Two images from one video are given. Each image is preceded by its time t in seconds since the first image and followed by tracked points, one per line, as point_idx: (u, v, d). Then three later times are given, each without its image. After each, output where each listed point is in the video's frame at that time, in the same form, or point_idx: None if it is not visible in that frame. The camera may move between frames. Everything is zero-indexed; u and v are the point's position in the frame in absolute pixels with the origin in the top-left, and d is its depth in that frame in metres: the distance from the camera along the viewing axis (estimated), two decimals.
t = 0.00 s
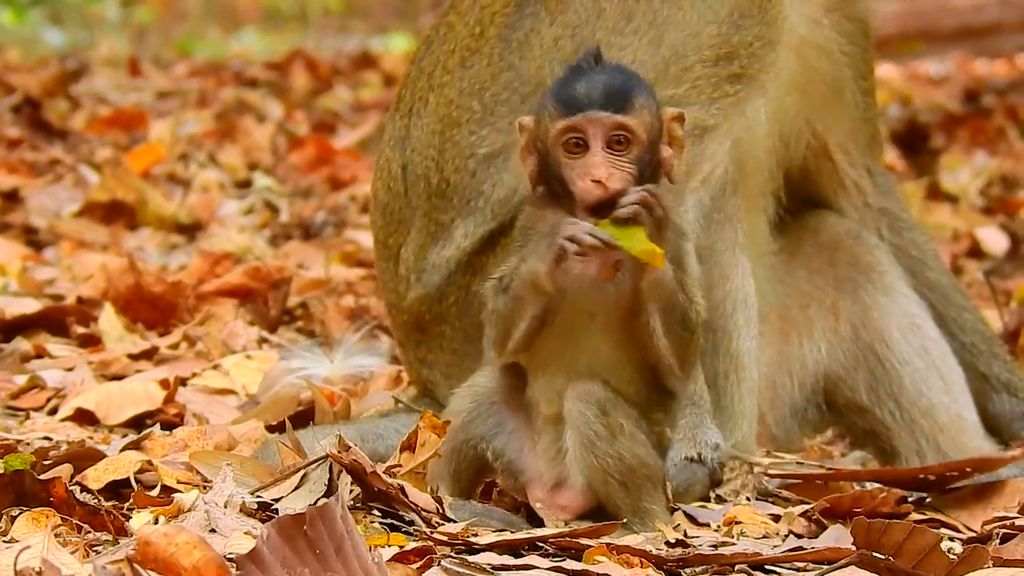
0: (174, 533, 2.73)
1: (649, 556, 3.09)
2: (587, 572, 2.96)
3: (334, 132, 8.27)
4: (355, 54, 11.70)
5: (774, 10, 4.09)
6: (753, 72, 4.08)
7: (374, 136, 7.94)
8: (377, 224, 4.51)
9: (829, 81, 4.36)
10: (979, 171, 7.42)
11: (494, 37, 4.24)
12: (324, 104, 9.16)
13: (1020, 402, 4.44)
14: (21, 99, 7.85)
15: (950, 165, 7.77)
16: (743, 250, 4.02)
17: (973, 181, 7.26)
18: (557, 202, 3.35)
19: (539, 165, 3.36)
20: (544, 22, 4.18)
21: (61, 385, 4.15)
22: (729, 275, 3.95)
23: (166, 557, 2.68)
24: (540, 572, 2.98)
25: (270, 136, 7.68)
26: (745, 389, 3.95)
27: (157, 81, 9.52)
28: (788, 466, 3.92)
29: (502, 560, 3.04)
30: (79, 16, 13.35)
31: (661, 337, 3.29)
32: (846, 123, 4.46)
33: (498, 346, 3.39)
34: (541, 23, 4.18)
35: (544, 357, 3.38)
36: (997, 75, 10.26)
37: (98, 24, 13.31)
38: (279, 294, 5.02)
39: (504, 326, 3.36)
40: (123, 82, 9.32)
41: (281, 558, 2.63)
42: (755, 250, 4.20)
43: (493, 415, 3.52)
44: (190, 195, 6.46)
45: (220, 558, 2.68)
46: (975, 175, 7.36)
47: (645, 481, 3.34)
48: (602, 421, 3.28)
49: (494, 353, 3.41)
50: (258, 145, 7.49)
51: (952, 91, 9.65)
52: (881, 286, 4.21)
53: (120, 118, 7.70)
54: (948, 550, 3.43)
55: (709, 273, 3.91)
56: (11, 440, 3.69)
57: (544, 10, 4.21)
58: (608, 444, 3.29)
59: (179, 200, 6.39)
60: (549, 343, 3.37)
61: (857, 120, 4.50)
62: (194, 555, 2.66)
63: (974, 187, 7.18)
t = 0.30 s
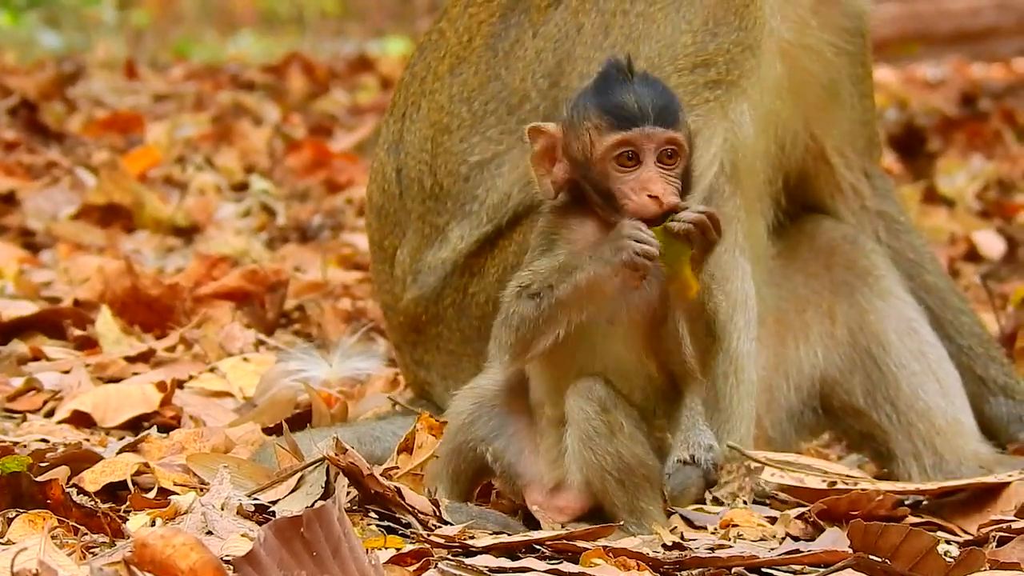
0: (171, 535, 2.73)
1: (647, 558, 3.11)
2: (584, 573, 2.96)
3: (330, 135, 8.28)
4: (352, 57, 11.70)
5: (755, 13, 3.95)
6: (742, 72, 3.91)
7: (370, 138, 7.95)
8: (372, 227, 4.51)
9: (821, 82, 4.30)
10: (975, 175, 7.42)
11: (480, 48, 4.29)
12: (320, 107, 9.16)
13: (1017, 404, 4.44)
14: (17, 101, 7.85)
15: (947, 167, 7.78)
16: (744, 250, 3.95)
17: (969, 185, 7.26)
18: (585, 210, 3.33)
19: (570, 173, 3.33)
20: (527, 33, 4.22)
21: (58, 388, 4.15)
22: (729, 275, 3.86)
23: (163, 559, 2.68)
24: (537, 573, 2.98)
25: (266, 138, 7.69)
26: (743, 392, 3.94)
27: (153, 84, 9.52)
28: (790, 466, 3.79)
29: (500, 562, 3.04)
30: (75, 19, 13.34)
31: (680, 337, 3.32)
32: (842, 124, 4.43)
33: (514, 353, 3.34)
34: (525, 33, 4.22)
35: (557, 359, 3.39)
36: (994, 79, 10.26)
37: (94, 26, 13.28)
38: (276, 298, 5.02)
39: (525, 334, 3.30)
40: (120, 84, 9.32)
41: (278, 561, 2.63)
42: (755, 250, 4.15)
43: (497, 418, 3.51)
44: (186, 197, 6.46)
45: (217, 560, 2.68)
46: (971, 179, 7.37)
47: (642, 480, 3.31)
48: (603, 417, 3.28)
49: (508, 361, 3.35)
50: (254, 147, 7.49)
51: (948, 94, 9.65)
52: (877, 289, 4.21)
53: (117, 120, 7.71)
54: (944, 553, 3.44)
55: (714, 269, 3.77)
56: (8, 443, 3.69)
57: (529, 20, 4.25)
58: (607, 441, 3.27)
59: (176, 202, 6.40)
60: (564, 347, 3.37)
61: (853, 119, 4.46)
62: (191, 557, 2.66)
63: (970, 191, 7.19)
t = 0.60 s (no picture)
0: (168, 537, 2.73)
1: (644, 561, 3.11)
2: None
3: (328, 138, 8.28)
4: (350, 61, 11.71)
5: (738, 17, 3.96)
6: (727, 76, 3.93)
7: (368, 141, 7.95)
8: (368, 230, 4.51)
9: (812, 86, 4.29)
10: (973, 179, 7.43)
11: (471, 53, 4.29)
12: (318, 110, 9.16)
13: (1014, 408, 4.44)
14: (15, 104, 7.85)
15: (945, 171, 7.77)
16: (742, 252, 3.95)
17: (968, 189, 7.26)
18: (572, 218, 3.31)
19: (555, 180, 3.30)
20: (515, 39, 4.21)
21: (56, 390, 4.15)
22: (728, 277, 3.88)
23: (159, 561, 2.68)
24: None
25: (264, 141, 7.69)
26: (742, 394, 3.96)
27: (152, 86, 9.52)
28: (786, 469, 3.77)
29: (496, 565, 3.04)
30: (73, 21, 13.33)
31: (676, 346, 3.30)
32: (838, 128, 4.41)
33: (495, 355, 3.37)
34: (513, 38, 4.22)
35: (553, 363, 3.37)
36: (992, 83, 10.26)
37: (92, 28, 13.27)
38: (274, 300, 5.02)
39: (503, 334, 3.35)
40: (118, 86, 9.33)
41: (274, 562, 2.63)
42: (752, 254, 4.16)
43: (494, 420, 3.53)
44: (184, 201, 6.46)
45: (214, 562, 2.67)
46: (969, 183, 7.37)
47: (640, 483, 3.30)
48: (601, 418, 3.27)
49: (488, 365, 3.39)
50: (252, 150, 7.50)
51: (946, 98, 9.65)
52: (874, 294, 4.20)
53: (114, 123, 7.71)
54: (941, 556, 3.43)
55: (709, 273, 3.80)
56: (5, 445, 3.69)
57: (517, 26, 4.24)
58: (605, 443, 3.27)
59: (173, 205, 6.40)
60: (552, 353, 3.37)
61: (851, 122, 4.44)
62: (187, 559, 2.66)
63: (969, 195, 7.18)
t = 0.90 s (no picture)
0: (160, 537, 2.74)
1: (636, 562, 3.11)
2: None
3: (320, 139, 8.28)
4: (342, 62, 11.70)
5: (725, 20, 3.96)
6: (715, 78, 3.95)
7: (360, 142, 7.96)
8: (359, 231, 4.50)
9: (805, 87, 4.28)
10: (965, 180, 7.43)
11: (463, 54, 4.30)
12: (310, 112, 9.16)
13: (1006, 409, 4.44)
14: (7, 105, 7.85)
15: (937, 172, 7.78)
16: (733, 253, 3.95)
17: (959, 191, 7.27)
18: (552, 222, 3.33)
19: (532, 181, 3.33)
20: (505, 42, 4.22)
21: (47, 391, 4.15)
22: (720, 277, 3.89)
23: (151, 562, 2.68)
24: None
25: (256, 143, 7.70)
26: (734, 395, 3.93)
27: (143, 88, 9.52)
28: (777, 470, 3.77)
29: (488, 565, 3.04)
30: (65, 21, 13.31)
31: (651, 347, 3.32)
32: (831, 130, 4.41)
33: (498, 365, 3.37)
34: (503, 41, 4.22)
35: (542, 365, 3.37)
36: (985, 83, 10.26)
37: (84, 29, 13.26)
38: (265, 301, 5.02)
39: (505, 342, 3.33)
40: (109, 88, 9.32)
41: (266, 563, 2.64)
42: (744, 256, 4.15)
43: (486, 422, 3.50)
44: (176, 201, 6.46)
45: (205, 563, 2.68)
46: (961, 185, 7.38)
47: (631, 484, 3.31)
48: (591, 420, 3.27)
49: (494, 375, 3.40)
50: (244, 151, 7.50)
51: (938, 100, 9.65)
52: (866, 295, 4.20)
53: (106, 124, 7.71)
54: (933, 556, 3.43)
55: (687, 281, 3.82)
56: None
57: (507, 28, 4.25)
58: (596, 444, 3.27)
59: (165, 205, 6.40)
60: (542, 360, 3.36)
61: (842, 125, 4.44)
62: (179, 560, 2.66)
63: (960, 197, 7.19)
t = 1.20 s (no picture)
0: (153, 535, 2.74)
1: (628, 560, 3.10)
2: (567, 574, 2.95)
3: (313, 136, 8.30)
4: (335, 60, 11.71)
5: (708, 17, 3.96)
6: (700, 76, 3.94)
7: (354, 140, 7.96)
8: (353, 226, 4.50)
9: (797, 79, 4.19)
10: (958, 178, 7.45)
11: (452, 53, 4.32)
12: (303, 109, 9.18)
13: (999, 406, 4.44)
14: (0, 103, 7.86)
15: (929, 170, 7.79)
16: (730, 250, 3.95)
17: (952, 188, 7.28)
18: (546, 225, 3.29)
19: (526, 180, 3.26)
20: (493, 41, 4.23)
21: (40, 389, 4.16)
22: (715, 274, 3.90)
23: (144, 560, 2.68)
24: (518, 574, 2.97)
25: (249, 141, 7.71)
26: (728, 392, 3.92)
27: (136, 85, 9.54)
28: (770, 468, 3.79)
29: (481, 563, 3.03)
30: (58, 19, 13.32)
31: (643, 353, 3.32)
32: (828, 126, 4.34)
33: (492, 365, 3.35)
34: (491, 40, 4.24)
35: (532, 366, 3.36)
36: (977, 81, 10.28)
37: (77, 27, 13.28)
38: (258, 299, 5.03)
39: (500, 342, 3.31)
40: (102, 86, 9.33)
41: (259, 561, 2.63)
42: (739, 255, 4.16)
43: (477, 420, 3.50)
44: (169, 200, 6.47)
45: (198, 560, 2.68)
46: (953, 182, 7.39)
47: (623, 482, 3.31)
48: (582, 418, 3.28)
49: (486, 373, 3.37)
50: (237, 149, 7.51)
51: (931, 97, 9.67)
52: (859, 294, 4.21)
53: (99, 122, 7.72)
54: (926, 555, 3.43)
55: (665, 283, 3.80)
56: None
57: (494, 28, 4.26)
58: (587, 443, 3.27)
59: (158, 203, 6.41)
60: (532, 360, 3.34)
61: (840, 122, 4.37)
62: (172, 558, 2.66)
63: (953, 194, 7.20)
